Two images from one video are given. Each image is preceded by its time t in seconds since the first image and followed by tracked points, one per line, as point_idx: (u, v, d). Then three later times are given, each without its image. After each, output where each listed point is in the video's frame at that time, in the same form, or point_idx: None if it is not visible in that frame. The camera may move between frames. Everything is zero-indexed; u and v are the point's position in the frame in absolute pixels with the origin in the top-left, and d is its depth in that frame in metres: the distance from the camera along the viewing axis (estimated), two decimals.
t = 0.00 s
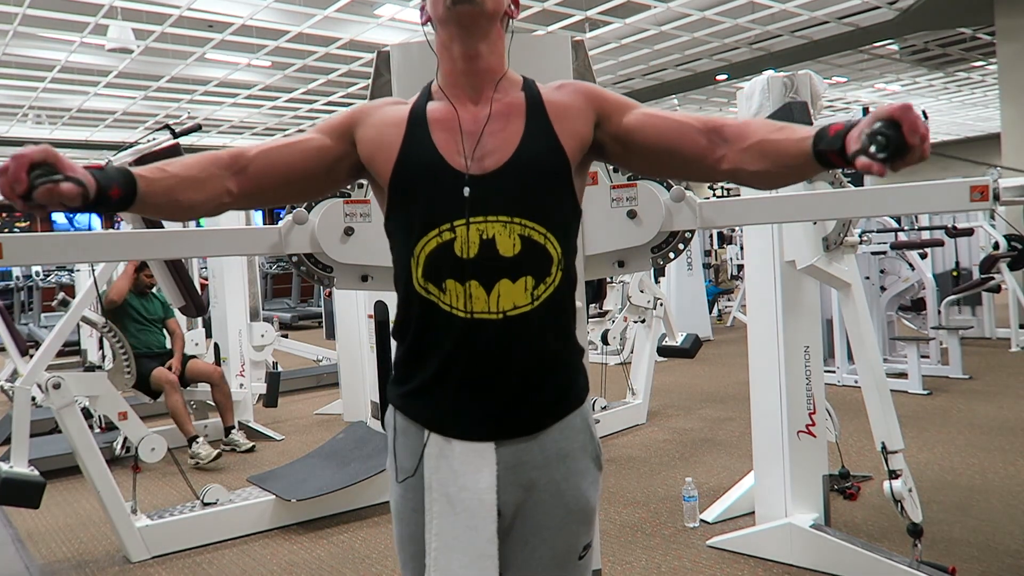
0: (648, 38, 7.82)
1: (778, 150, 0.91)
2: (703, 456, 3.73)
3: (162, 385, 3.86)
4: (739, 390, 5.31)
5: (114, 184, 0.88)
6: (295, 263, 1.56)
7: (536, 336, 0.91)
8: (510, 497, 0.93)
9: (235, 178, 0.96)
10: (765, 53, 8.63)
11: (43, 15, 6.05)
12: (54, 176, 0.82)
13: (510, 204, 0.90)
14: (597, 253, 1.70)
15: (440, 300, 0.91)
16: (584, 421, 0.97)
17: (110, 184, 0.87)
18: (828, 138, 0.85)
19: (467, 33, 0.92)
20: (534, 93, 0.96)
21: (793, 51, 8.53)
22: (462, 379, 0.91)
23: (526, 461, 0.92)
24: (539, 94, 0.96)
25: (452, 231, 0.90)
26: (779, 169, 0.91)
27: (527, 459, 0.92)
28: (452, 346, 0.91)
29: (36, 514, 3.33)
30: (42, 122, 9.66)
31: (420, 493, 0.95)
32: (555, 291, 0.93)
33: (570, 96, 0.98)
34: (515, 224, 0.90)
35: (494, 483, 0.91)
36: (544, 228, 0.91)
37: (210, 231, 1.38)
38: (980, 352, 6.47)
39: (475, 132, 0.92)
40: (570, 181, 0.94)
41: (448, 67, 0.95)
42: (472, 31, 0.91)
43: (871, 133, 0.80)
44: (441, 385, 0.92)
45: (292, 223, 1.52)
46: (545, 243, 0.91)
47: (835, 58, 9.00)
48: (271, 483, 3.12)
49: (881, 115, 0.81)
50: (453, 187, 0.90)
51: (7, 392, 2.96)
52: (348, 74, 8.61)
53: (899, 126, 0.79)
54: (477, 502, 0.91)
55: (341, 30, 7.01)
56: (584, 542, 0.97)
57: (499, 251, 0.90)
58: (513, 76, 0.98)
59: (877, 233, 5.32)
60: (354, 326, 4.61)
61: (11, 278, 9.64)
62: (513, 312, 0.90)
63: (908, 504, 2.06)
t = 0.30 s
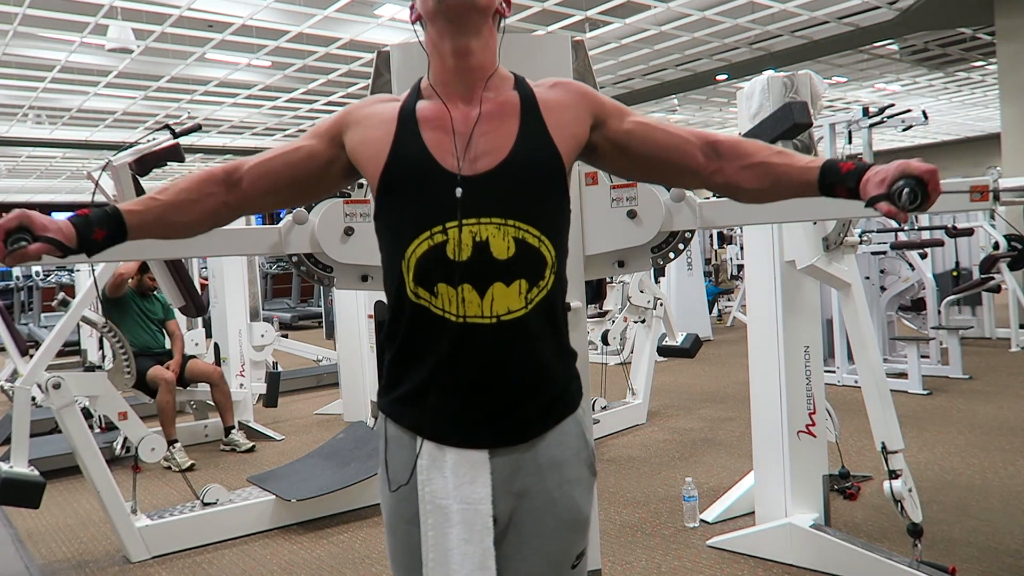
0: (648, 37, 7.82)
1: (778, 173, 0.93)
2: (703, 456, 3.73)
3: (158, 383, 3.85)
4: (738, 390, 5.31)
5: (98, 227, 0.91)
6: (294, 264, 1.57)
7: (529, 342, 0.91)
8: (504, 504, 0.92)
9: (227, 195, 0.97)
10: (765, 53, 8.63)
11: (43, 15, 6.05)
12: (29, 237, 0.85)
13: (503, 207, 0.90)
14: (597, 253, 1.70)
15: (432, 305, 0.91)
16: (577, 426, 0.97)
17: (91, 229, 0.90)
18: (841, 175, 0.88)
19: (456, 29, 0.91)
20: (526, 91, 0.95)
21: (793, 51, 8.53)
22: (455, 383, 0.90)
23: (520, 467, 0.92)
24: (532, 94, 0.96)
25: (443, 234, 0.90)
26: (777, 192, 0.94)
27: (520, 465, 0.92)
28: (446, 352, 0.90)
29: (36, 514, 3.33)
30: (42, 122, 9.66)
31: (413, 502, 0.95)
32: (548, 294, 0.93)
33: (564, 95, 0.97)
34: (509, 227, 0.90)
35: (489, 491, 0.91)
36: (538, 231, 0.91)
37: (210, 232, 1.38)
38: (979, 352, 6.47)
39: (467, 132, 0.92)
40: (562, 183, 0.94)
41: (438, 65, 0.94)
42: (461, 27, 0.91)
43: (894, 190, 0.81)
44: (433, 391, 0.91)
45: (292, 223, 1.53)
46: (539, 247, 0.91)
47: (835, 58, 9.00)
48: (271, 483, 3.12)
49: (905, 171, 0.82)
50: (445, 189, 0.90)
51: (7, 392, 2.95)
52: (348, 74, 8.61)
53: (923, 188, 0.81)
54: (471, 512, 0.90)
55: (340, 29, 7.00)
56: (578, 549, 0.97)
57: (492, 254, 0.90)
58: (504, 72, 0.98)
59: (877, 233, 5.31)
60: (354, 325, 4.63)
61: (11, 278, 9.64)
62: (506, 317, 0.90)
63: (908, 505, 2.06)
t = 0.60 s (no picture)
0: (647, 38, 7.82)
1: (738, 128, 0.89)
2: (703, 456, 3.73)
3: (157, 384, 3.85)
4: (738, 390, 5.31)
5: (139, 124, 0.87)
6: (295, 263, 1.57)
7: (524, 335, 0.91)
8: (497, 498, 0.92)
9: (233, 156, 0.94)
10: (765, 53, 8.63)
11: (43, 15, 6.05)
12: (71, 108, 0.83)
13: (500, 201, 0.90)
14: (597, 253, 1.74)
15: (428, 296, 0.91)
16: (571, 421, 0.98)
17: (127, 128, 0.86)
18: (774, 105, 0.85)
19: (455, 34, 0.91)
20: (523, 94, 0.96)
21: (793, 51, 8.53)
22: (451, 377, 0.90)
23: (515, 461, 0.92)
24: (528, 95, 0.96)
25: (442, 226, 0.90)
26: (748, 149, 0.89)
27: (515, 459, 0.92)
28: (441, 345, 0.90)
29: (36, 514, 3.33)
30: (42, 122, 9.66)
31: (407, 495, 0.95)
32: (544, 286, 0.93)
33: (561, 97, 0.98)
34: (506, 219, 0.89)
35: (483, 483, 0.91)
36: (534, 223, 0.91)
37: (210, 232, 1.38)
38: (979, 352, 6.47)
39: (466, 131, 0.92)
40: (557, 177, 0.94)
41: (437, 68, 0.94)
42: (460, 34, 0.91)
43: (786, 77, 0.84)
44: (429, 385, 0.91)
45: (292, 223, 1.51)
46: (535, 239, 0.91)
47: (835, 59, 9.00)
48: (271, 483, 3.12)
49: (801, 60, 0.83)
50: (444, 183, 0.90)
51: (7, 392, 2.95)
52: (348, 74, 8.61)
53: (817, 65, 0.81)
54: (467, 504, 0.91)
55: (340, 30, 7.01)
56: (572, 544, 0.97)
57: (490, 246, 0.90)
58: (501, 78, 0.98)
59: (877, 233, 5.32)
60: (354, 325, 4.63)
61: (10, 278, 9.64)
62: (503, 308, 0.90)
63: (908, 505, 2.06)
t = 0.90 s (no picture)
0: (647, 38, 7.82)
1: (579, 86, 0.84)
2: (703, 456, 3.73)
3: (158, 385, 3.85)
4: (738, 390, 5.31)
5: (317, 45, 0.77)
6: (294, 264, 1.57)
7: (522, 330, 0.91)
8: (497, 492, 0.93)
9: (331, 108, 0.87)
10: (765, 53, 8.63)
11: (43, 15, 6.05)
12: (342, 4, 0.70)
13: (500, 197, 0.90)
14: (597, 253, 1.74)
15: (428, 289, 0.90)
16: (569, 416, 0.98)
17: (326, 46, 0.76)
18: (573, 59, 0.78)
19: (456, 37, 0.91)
20: (520, 94, 0.96)
21: (793, 51, 8.53)
22: (451, 371, 0.90)
23: (514, 455, 0.92)
24: (526, 95, 0.96)
25: (442, 220, 0.89)
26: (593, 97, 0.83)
27: (514, 453, 0.92)
28: (442, 340, 0.90)
29: (36, 514, 3.33)
30: (42, 122, 9.66)
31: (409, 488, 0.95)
32: (542, 280, 0.93)
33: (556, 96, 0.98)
34: (502, 214, 0.89)
35: (485, 476, 0.91)
36: (531, 217, 0.91)
37: (211, 231, 1.38)
38: (979, 352, 6.47)
39: (466, 130, 0.92)
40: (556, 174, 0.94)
41: (439, 72, 0.95)
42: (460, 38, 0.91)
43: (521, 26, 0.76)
44: (429, 380, 0.91)
45: (292, 223, 1.52)
46: (532, 234, 0.91)
47: (835, 58, 9.00)
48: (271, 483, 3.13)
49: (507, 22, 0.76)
50: (444, 179, 0.90)
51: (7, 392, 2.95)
52: (348, 74, 8.61)
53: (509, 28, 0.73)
54: (468, 496, 0.91)
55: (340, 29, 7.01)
56: (571, 538, 0.97)
57: (488, 242, 0.89)
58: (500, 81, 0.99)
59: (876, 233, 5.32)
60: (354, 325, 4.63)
61: (10, 278, 9.63)
62: (501, 301, 0.90)
63: (908, 505, 2.05)
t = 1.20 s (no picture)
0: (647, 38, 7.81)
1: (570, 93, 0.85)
2: (702, 456, 3.73)
3: (157, 386, 3.85)
4: (738, 390, 5.31)
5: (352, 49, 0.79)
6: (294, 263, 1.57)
7: (522, 330, 0.91)
8: (498, 491, 0.92)
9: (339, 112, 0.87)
10: (765, 53, 8.64)
11: (43, 15, 6.05)
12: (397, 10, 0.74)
13: (501, 195, 0.90)
14: (597, 253, 1.73)
15: (428, 289, 0.90)
16: (570, 413, 0.98)
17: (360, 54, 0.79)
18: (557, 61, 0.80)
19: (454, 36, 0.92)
20: (519, 94, 0.96)
21: (792, 51, 8.54)
22: (451, 371, 0.90)
23: (515, 454, 0.92)
24: (525, 95, 0.97)
25: (443, 221, 0.89)
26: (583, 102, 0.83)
27: (516, 451, 0.92)
28: (444, 338, 0.90)
29: (36, 514, 3.33)
30: (42, 122, 9.66)
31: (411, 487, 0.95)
32: (543, 279, 0.93)
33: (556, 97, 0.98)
34: (503, 214, 0.89)
35: (486, 474, 0.91)
36: (530, 217, 0.91)
37: (211, 230, 1.39)
38: (980, 352, 6.48)
39: (467, 129, 0.92)
40: (557, 174, 0.94)
41: (439, 72, 0.95)
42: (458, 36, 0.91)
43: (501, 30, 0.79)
44: (430, 380, 0.91)
45: (292, 223, 1.51)
46: (532, 234, 0.91)
47: (835, 58, 9.00)
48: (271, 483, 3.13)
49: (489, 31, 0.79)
50: (444, 179, 0.90)
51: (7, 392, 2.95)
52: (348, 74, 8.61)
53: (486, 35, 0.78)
54: (470, 494, 0.91)
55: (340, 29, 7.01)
56: (572, 537, 0.97)
57: (488, 241, 0.89)
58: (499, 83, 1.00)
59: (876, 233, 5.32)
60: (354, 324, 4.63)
61: (10, 278, 9.63)
62: (501, 301, 0.90)
63: (908, 504, 2.05)
